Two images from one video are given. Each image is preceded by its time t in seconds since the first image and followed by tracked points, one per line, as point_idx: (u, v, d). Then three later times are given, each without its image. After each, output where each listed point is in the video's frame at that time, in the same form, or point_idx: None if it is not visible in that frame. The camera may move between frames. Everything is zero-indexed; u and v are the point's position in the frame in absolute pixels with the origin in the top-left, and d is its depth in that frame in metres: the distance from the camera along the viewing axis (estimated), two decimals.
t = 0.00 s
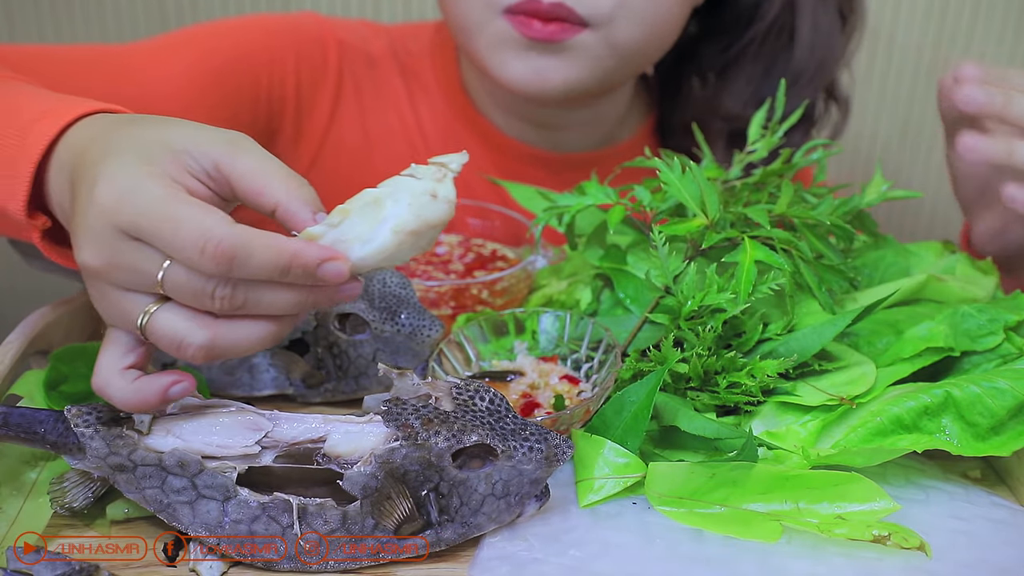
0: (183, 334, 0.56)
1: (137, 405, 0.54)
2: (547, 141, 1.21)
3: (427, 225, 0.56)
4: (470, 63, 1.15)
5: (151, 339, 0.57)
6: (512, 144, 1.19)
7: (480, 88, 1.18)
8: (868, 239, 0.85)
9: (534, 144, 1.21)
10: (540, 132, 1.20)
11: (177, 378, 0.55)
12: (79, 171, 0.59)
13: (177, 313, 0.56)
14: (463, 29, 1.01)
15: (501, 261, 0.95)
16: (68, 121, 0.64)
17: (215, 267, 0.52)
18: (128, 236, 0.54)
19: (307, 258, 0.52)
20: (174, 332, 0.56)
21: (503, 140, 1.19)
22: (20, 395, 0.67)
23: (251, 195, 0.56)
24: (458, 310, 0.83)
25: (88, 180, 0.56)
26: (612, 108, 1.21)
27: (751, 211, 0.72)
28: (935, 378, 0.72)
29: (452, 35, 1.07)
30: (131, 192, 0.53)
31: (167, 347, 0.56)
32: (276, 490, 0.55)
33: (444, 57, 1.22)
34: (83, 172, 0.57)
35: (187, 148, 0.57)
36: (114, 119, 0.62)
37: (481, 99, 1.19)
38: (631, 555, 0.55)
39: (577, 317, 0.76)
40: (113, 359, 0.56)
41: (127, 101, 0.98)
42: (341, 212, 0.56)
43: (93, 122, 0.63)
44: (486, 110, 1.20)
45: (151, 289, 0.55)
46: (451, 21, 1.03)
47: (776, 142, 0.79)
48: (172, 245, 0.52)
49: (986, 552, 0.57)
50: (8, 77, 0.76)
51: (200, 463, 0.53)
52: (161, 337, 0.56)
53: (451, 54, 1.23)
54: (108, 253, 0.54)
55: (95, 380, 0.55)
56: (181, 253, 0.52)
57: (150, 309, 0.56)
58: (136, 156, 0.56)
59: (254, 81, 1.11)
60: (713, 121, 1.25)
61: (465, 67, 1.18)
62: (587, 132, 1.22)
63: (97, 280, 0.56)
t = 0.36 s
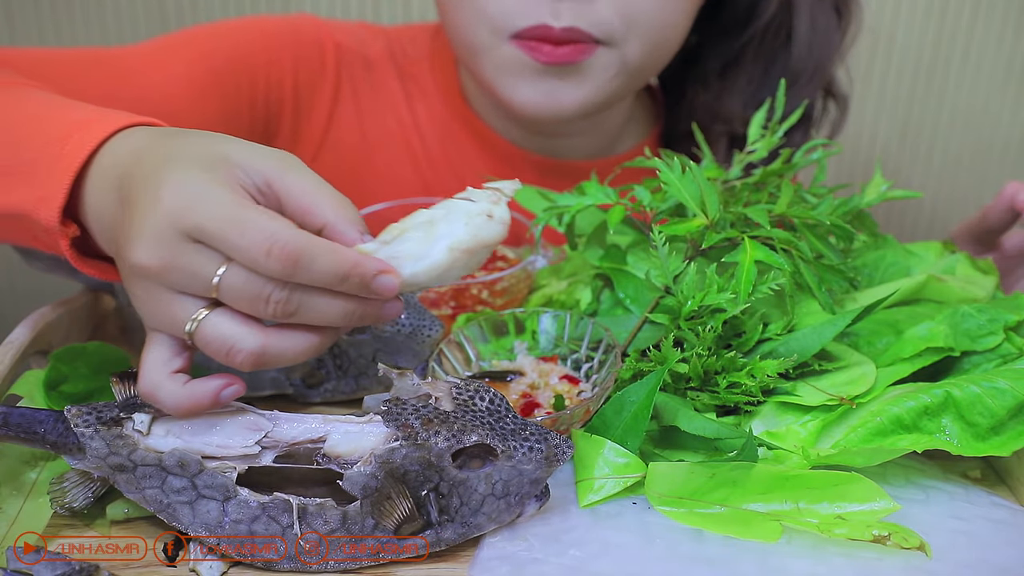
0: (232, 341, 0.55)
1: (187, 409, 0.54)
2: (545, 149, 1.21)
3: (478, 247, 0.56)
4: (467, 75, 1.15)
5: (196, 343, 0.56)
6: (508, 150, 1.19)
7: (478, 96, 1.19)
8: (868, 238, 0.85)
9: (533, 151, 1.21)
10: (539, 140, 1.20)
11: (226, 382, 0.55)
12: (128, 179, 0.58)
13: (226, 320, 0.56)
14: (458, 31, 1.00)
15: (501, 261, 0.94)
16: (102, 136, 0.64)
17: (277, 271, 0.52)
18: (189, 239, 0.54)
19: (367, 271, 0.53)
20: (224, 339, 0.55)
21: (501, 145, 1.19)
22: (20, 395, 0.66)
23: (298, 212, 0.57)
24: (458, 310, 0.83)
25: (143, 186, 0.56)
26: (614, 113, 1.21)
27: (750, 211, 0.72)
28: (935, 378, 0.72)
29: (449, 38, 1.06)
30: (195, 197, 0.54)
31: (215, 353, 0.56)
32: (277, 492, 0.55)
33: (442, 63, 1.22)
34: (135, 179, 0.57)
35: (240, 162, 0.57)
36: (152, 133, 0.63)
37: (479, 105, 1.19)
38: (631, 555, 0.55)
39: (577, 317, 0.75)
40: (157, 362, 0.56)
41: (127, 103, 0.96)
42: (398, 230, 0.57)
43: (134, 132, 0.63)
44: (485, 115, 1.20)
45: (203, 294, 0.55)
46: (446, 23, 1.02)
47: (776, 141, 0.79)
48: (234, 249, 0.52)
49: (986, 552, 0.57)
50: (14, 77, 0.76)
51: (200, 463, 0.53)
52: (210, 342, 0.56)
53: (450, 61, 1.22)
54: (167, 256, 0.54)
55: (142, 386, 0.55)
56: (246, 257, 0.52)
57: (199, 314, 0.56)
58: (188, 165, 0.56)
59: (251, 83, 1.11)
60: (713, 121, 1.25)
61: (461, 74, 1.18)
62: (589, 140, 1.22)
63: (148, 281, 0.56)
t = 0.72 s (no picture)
0: (309, 309, 0.61)
1: (255, 361, 0.60)
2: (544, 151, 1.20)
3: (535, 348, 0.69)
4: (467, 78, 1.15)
5: (271, 299, 0.61)
6: (507, 151, 1.19)
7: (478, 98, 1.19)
8: (868, 238, 0.85)
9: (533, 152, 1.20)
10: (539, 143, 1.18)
11: (293, 351, 0.62)
12: (253, 152, 0.67)
13: (305, 287, 0.62)
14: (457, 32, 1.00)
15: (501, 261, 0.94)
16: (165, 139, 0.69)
17: (394, 252, 0.63)
18: (316, 201, 0.63)
19: (453, 296, 0.65)
20: (301, 304, 0.61)
21: (501, 146, 1.19)
22: (20, 394, 0.66)
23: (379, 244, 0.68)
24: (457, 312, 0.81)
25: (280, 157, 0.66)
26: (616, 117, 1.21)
27: (750, 211, 0.72)
28: (935, 377, 0.72)
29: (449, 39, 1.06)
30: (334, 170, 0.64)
31: (287, 315, 0.61)
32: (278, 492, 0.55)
33: (442, 64, 1.23)
34: (266, 153, 0.67)
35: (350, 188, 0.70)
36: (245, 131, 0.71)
37: (479, 106, 1.20)
38: (631, 555, 0.55)
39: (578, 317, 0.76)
40: (235, 305, 0.61)
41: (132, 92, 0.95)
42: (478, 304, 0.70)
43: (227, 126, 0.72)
44: (485, 116, 1.20)
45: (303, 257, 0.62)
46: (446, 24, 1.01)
47: (776, 141, 0.79)
48: (361, 225, 0.63)
49: (986, 552, 0.57)
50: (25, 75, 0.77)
51: (200, 463, 0.53)
52: (286, 302, 0.61)
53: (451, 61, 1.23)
54: (292, 207, 0.62)
55: (216, 323, 0.60)
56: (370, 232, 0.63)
57: (285, 274, 0.62)
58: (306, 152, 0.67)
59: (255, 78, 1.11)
60: (713, 120, 1.25)
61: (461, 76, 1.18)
62: (589, 144, 1.21)
63: (256, 223, 0.62)
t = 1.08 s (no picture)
0: (388, 264, 0.60)
1: (326, 293, 0.61)
2: (543, 151, 1.21)
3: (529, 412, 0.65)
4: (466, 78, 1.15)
5: (354, 238, 0.61)
6: (507, 150, 1.19)
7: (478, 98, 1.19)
8: (868, 239, 0.85)
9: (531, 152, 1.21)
10: (537, 141, 1.19)
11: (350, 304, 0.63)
12: (363, 135, 0.70)
13: (387, 245, 0.61)
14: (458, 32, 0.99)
15: (501, 261, 0.93)
16: (248, 96, 0.71)
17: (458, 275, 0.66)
18: (418, 192, 0.66)
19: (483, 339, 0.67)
20: (380, 256, 0.60)
21: (501, 147, 1.19)
22: (19, 395, 0.66)
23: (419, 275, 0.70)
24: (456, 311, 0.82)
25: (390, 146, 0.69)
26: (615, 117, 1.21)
27: (751, 211, 0.71)
28: (936, 378, 0.72)
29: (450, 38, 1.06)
30: (440, 175, 0.68)
31: (361, 265, 0.61)
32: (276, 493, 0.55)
33: (442, 64, 1.23)
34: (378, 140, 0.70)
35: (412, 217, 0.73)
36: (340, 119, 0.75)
37: (480, 107, 1.20)
38: (631, 556, 0.55)
39: (578, 317, 0.75)
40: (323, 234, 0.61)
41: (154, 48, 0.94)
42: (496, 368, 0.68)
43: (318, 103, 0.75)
44: (485, 116, 1.20)
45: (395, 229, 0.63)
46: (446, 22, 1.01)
47: (777, 142, 0.79)
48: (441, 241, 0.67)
49: (988, 552, 0.57)
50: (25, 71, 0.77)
51: (199, 464, 0.53)
52: (365, 249, 0.61)
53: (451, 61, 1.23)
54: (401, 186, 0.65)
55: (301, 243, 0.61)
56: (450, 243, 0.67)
57: (372, 225, 0.62)
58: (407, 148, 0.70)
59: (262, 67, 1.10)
60: (713, 121, 1.25)
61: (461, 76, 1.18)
62: (587, 144, 1.22)
63: (365, 182, 0.64)
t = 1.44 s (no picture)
0: (402, 332, 0.59)
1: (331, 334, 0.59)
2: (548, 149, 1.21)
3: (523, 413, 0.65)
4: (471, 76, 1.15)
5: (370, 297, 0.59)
6: (510, 148, 1.19)
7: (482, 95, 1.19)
8: (869, 239, 0.85)
9: (535, 150, 1.20)
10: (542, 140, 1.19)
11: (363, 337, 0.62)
12: (399, 146, 0.64)
13: (406, 309, 0.60)
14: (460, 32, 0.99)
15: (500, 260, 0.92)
16: (291, 81, 0.68)
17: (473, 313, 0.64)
18: (446, 236, 0.62)
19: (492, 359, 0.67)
20: (396, 324, 0.59)
21: (505, 147, 1.19)
22: (18, 395, 0.66)
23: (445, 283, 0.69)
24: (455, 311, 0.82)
25: (423, 165, 0.63)
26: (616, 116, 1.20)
27: (749, 209, 0.71)
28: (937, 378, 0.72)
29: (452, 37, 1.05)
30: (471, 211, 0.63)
31: (376, 322, 0.60)
32: (275, 492, 0.55)
33: (446, 62, 1.22)
34: (412, 155, 0.64)
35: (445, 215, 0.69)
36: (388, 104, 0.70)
37: (485, 105, 1.20)
38: (631, 556, 0.55)
39: (579, 318, 0.75)
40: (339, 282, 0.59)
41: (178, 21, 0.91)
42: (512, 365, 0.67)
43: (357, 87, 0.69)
44: (488, 114, 1.20)
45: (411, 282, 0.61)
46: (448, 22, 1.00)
47: (775, 138, 0.79)
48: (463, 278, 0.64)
49: (989, 553, 0.57)
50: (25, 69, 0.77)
51: (198, 465, 0.53)
52: (382, 310, 0.59)
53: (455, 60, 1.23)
54: (421, 236, 0.60)
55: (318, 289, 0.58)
56: (472, 283, 0.64)
57: (393, 285, 0.59)
58: (441, 170, 0.64)
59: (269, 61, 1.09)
60: (715, 121, 1.25)
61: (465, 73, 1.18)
62: (589, 142, 1.22)
63: (393, 228, 0.60)
